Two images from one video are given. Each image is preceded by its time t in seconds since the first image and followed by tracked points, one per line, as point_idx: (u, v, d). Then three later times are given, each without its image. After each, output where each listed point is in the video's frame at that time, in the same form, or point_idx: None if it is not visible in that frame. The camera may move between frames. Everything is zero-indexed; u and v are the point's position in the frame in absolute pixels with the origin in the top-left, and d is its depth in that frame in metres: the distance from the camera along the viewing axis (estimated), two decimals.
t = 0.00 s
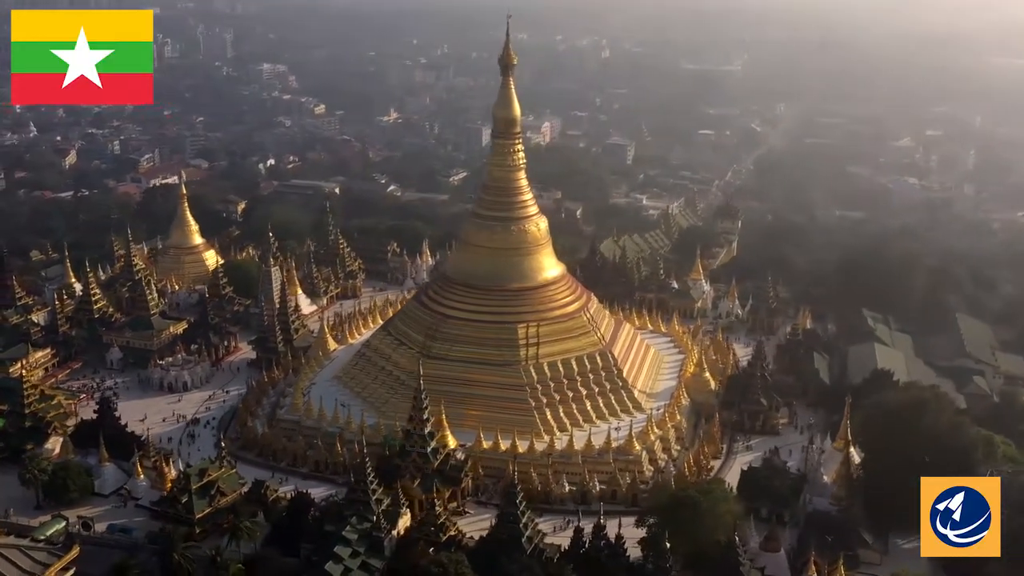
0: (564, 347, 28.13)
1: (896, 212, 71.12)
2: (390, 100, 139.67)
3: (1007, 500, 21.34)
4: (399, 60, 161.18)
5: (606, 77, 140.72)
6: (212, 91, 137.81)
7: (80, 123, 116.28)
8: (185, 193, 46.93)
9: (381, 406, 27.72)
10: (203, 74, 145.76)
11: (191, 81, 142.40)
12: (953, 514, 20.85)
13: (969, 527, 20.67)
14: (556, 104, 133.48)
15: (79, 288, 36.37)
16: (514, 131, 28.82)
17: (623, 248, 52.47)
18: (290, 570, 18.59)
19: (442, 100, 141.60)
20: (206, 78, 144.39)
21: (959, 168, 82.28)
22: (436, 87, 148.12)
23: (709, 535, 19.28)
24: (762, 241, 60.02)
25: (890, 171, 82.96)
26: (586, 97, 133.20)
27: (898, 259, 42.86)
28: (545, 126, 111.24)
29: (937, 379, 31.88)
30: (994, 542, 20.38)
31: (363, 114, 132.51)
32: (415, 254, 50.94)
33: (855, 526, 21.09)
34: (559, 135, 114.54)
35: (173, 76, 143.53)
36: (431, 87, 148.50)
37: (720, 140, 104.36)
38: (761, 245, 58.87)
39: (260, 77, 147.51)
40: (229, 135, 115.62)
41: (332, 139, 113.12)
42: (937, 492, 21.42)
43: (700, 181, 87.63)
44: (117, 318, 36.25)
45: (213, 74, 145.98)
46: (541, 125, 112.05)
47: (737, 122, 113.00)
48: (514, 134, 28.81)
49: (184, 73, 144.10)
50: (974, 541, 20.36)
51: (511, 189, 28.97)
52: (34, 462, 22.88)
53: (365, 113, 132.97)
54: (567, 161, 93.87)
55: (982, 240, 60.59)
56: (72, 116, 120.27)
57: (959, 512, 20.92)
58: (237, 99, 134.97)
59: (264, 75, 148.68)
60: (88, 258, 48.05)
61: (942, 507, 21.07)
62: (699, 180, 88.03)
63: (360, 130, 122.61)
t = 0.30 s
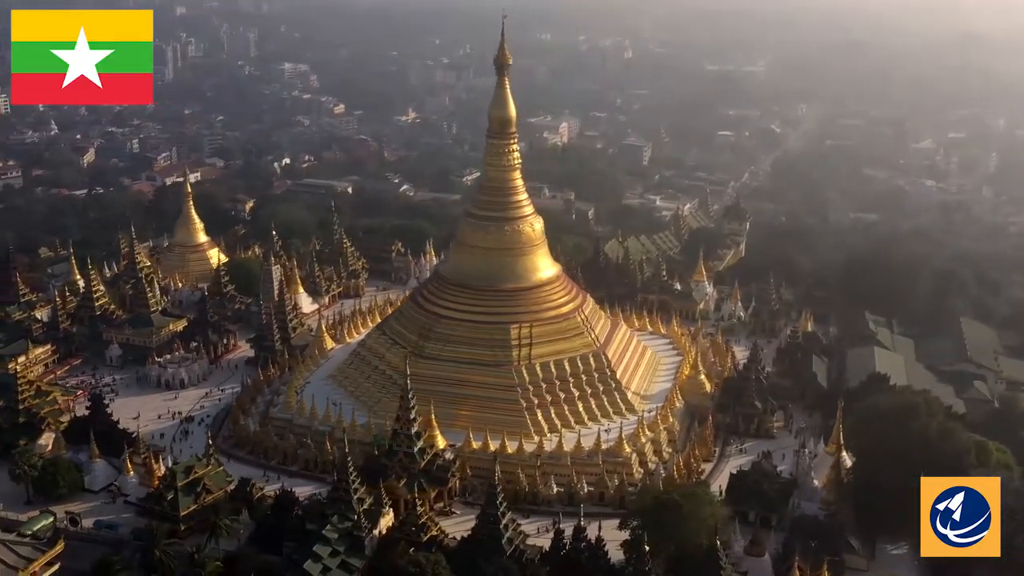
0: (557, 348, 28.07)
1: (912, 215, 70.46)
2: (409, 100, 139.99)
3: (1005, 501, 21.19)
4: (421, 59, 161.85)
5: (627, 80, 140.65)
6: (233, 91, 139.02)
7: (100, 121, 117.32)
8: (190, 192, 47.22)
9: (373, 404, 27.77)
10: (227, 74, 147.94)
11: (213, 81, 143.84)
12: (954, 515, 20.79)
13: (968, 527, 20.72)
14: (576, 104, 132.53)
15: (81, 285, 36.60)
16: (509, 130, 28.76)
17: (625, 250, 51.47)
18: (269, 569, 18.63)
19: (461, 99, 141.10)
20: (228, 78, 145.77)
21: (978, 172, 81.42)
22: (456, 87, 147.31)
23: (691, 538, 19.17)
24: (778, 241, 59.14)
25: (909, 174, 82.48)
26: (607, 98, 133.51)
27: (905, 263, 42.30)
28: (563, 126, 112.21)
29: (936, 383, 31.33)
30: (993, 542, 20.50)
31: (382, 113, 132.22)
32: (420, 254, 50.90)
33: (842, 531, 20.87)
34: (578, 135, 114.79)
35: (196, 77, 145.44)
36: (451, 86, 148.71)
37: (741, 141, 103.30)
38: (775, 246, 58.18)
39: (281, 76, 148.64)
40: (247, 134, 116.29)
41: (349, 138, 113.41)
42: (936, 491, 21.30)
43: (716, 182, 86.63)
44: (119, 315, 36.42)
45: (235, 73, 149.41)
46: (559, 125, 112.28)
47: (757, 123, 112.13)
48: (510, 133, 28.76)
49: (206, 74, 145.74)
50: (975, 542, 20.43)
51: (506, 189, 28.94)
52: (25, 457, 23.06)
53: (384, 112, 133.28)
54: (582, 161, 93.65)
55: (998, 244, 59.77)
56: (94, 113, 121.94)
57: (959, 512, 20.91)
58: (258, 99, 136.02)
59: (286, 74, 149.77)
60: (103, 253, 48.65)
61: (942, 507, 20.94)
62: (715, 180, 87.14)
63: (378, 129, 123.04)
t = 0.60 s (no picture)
0: (553, 349, 28.01)
1: (932, 218, 69.57)
2: (431, 99, 140.20)
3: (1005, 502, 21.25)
4: (446, 58, 162.42)
5: (652, 82, 140.83)
6: (257, 91, 140.43)
7: (124, 119, 118.56)
8: (199, 191, 47.60)
9: (369, 404, 27.83)
10: (253, 73, 149.64)
11: (237, 80, 145.36)
12: (953, 514, 20.73)
13: (968, 527, 20.65)
14: (598, 105, 132.23)
15: (87, 281, 36.92)
16: (507, 131, 28.75)
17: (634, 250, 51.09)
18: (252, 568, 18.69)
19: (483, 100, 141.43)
20: (253, 78, 147.24)
21: (1002, 175, 80.16)
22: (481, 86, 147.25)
23: (675, 542, 19.07)
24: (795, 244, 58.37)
25: (931, 177, 81.56)
26: (630, 100, 133.95)
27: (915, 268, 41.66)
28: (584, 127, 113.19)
29: (940, 387, 30.67)
30: (993, 542, 20.45)
31: (404, 113, 132.63)
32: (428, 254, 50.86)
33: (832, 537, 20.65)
34: (598, 136, 114.86)
35: (222, 77, 146.97)
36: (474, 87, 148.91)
37: (763, 142, 102.74)
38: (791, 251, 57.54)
39: (305, 76, 149.75)
40: (269, 132, 117.08)
41: (369, 138, 113.76)
42: (936, 492, 21.28)
43: (735, 184, 86.04)
44: (124, 312, 36.68)
45: (261, 72, 151.31)
46: (580, 125, 113.60)
47: (780, 124, 111.40)
48: (507, 133, 28.76)
49: (232, 74, 147.89)
50: (975, 541, 20.34)
51: (504, 189, 28.92)
52: (20, 453, 23.36)
53: (405, 112, 133.50)
54: (599, 163, 93.52)
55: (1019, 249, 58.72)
56: (120, 111, 123.69)
57: (959, 512, 20.86)
58: (281, 99, 137.11)
59: (310, 73, 151.15)
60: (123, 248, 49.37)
61: (942, 507, 20.88)
62: (735, 182, 86.52)
63: (399, 129, 123.38)
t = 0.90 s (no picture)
0: (552, 349, 27.94)
1: (957, 223, 68.55)
2: (457, 97, 140.33)
3: (1005, 502, 20.96)
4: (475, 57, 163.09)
5: (682, 82, 140.48)
6: (287, 89, 141.85)
7: (152, 117, 120.04)
8: (211, 188, 47.98)
9: (368, 402, 27.94)
10: (282, 72, 151.06)
11: (267, 80, 146.93)
12: (953, 514, 20.49)
13: (968, 527, 20.46)
14: (626, 105, 131.67)
15: (98, 277, 37.31)
16: (509, 130, 28.72)
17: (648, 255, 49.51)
18: (239, 565, 18.74)
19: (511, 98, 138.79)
20: (283, 77, 148.73)
21: None
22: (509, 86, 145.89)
23: (664, 546, 18.93)
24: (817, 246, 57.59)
25: (957, 181, 80.46)
26: (658, 100, 133.98)
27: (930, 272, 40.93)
28: (609, 127, 113.17)
29: (947, 392, 30.14)
30: (993, 542, 20.26)
31: (430, 112, 132.10)
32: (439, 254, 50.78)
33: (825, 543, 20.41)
34: (624, 137, 114.61)
35: (253, 78, 148.81)
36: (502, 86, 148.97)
37: (790, 144, 102.02)
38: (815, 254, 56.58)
39: (335, 75, 150.88)
40: (294, 131, 117.80)
41: (393, 137, 114.21)
42: (936, 491, 20.97)
43: (758, 186, 85.34)
44: (133, 308, 37.01)
45: (291, 72, 152.64)
46: (605, 126, 113.57)
47: (808, 126, 110.55)
48: (509, 133, 28.72)
49: (263, 75, 150.24)
50: (975, 541, 20.12)
51: (506, 189, 28.88)
52: (19, 446, 23.58)
53: (431, 110, 133.64)
54: (621, 162, 93.32)
55: None
56: (150, 109, 125.33)
57: (959, 512, 20.61)
58: (309, 97, 138.20)
59: (339, 73, 152.06)
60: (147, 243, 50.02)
61: (942, 507, 20.59)
62: (758, 184, 85.80)
63: (424, 127, 123.67)
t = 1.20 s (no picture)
0: (556, 350, 27.83)
1: (992, 228, 67.19)
2: (492, 96, 140.42)
3: (1006, 505, 20.73)
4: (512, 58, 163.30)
5: (718, 85, 139.65)
6: (324, 88, 143.04)
7: (189, 115, 121.85)
8: (231, 186, 48.40)
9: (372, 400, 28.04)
10: (319, 71, 152.17)
11: (305, 79, 148.40)
12: (953, 514, 20.33)
13: (968, 528, 20.28)
14: (661, 106, 130.75)
15: (116, 273, 37.82)
16: (516, 130, 28.65)
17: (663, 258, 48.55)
18: (228, 559, 18.81)
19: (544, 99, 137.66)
20: (321, 76, 150.12)
21: None
22: (545, 86, 145.29)
23: (652, 550, 18.71)
24: (851, 250, 56.92)
25: (994, 185, 78.94)
26: (695, 100, 133.45)
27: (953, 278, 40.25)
28: (642, 128, 112.63)
29: (960, 399, 29.64)
30: (993, 543, 20.07)
31: (464, 112, 132.34)
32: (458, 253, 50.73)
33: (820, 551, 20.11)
34: (657, 138, 113.93)
35: (291, 77, 150.47)
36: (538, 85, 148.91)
37: (826, 146, 100.85)
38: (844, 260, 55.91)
39: (371, 74, 151.87)
40: (327, 130, 118.51)
41: (424, 136, 114.60)
42: (936, 492, 20.82)
43: (788, 188, 84.27)
44: (148, 304, 37.41)
45: (328, 71, 153.78)
46: (638, 127, 113.00)
47: (845, 128, 109.16)
48: (516, 133, 28.70)
49: (301, 74, 152.01)
50: (975, 541, 19.92)
51: (513, 189, 28.80)
52: (23, 438, 23.88)
53: (464, 109, 133.80)
54: (650, 162, 92.85)
55: None
56: (187, 107, 126.89)
57: (959, 512, 20.43)
58: (346, 95, 139.32)
59: (376, 73, 152.96)
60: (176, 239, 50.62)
61: (942, 507, 20.45)
62: (789, 186, 84.71)
63: (455, 126, 123.86)
